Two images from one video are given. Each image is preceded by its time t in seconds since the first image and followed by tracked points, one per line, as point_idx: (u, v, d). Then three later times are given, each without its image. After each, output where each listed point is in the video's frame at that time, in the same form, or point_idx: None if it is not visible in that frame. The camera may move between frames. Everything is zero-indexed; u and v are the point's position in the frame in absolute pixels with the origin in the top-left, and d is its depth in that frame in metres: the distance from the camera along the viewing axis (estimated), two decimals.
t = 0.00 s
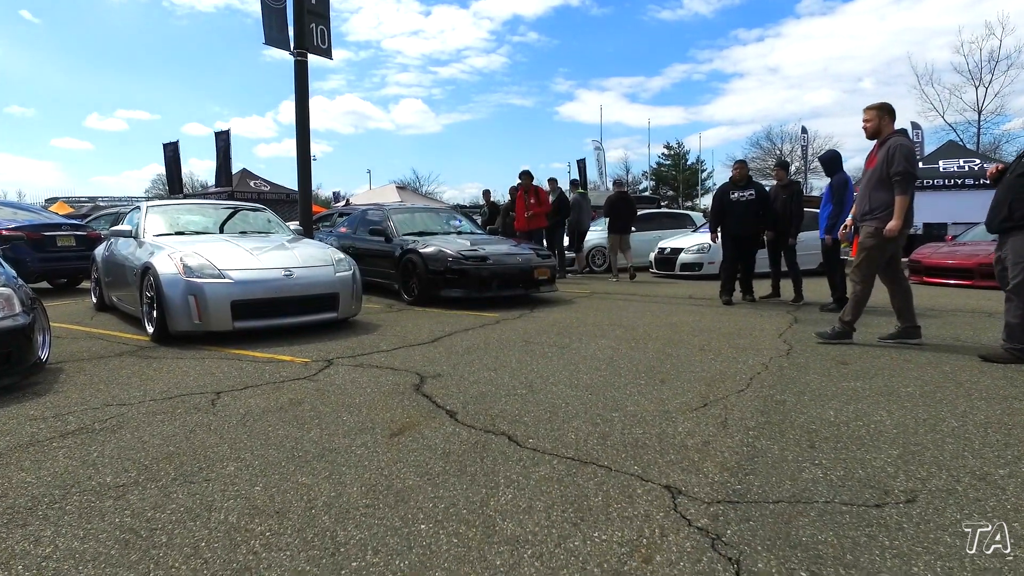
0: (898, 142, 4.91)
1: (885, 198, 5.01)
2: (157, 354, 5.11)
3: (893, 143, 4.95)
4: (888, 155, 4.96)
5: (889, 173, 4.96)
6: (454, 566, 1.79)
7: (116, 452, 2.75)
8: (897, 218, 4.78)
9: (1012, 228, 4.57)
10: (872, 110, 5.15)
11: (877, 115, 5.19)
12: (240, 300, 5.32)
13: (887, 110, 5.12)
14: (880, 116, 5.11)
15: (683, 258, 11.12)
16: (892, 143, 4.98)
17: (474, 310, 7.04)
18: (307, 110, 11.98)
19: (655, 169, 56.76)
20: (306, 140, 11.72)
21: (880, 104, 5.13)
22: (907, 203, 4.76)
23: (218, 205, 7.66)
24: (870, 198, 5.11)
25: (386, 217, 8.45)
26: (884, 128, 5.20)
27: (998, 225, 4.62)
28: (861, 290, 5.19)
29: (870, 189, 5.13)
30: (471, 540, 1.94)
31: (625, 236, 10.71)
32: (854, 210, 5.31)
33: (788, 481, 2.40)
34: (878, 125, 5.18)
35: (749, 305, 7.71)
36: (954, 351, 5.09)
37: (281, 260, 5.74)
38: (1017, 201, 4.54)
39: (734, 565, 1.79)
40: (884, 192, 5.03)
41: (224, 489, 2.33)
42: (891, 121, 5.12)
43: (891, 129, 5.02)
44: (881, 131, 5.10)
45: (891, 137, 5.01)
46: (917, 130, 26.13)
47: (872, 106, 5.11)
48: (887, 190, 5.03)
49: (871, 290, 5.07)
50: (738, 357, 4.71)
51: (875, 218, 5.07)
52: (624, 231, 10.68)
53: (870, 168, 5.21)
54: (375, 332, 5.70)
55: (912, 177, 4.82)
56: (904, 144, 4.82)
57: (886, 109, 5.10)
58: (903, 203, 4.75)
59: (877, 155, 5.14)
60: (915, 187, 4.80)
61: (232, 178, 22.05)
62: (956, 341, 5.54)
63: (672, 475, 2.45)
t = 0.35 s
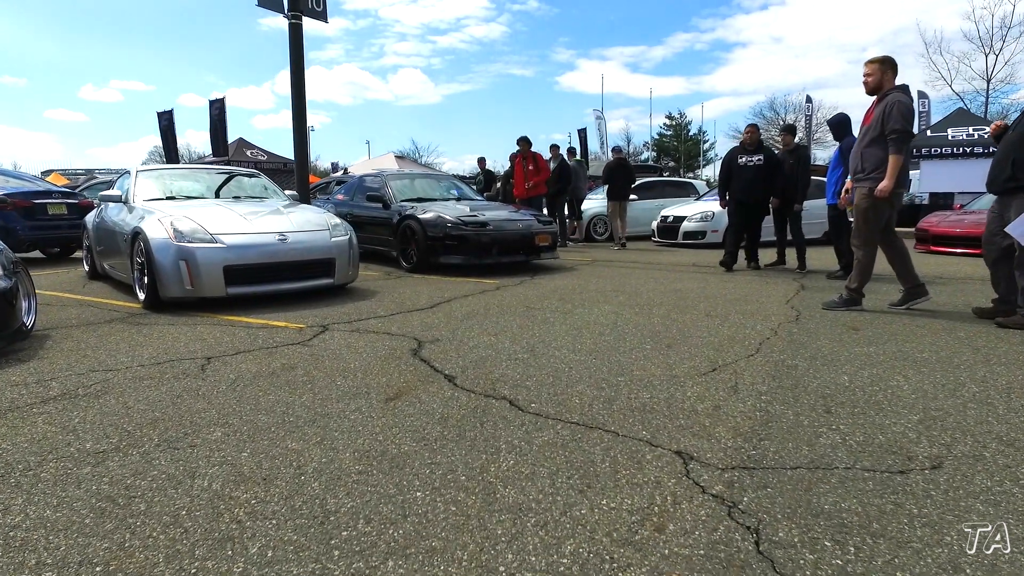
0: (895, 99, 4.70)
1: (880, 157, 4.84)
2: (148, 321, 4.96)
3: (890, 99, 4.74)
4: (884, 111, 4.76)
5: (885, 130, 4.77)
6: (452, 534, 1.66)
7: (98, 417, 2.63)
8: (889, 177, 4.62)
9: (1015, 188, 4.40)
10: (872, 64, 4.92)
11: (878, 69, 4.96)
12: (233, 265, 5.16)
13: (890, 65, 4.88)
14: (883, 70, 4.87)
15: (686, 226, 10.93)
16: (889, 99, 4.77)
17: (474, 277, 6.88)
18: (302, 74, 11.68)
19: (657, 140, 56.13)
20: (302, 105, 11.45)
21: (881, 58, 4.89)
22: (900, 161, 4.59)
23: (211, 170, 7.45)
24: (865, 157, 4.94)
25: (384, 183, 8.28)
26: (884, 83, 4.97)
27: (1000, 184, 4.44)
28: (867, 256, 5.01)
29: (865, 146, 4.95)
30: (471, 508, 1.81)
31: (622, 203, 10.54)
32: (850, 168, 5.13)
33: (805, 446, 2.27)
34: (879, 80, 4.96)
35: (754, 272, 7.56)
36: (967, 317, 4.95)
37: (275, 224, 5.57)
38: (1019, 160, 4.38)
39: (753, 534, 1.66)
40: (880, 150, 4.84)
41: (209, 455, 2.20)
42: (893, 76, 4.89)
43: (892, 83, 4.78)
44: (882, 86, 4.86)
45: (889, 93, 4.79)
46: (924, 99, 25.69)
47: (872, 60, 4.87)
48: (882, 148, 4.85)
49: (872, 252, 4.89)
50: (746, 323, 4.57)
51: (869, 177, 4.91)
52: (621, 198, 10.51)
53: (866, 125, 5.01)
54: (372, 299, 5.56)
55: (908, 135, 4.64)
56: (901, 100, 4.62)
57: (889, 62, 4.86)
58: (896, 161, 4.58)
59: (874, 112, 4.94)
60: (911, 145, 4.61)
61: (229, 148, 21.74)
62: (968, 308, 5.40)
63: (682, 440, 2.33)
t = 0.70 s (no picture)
0: (896, 50, 4.48)
1: (879, 112, 4.65)
2: (138, 284, 4.81)
3: (891, 51, 4.52)
4: (884, 64, 4.55)
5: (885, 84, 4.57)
6: (452, 503, 1.53)
7: (80, 379, 2.49)
8: (885, 132, 4.44)
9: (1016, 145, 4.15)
10: (874, 13, 4.68)
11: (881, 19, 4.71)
12: (225, 227, 4.99)
13: (895, 14, 4.63)
14: (887, 19, 4.61)
15: (690, 190, 10.72)
16: (890, 51, 4.55)
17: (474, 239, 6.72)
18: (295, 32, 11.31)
19: (659, 105, 55.33)
20: (296, 65, 11.13)
21: (884, 6, 4.64)
22: (899, 115, 4.40)
23: (202, 130, 7.21)
24: (864, 112, 4.75)
25: (380, 144, 8.07)
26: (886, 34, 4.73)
27: (1000, 142, 4.20)
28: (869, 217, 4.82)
29: (865, 102, 4.75)
30: (471, 475, 1.68)
31: (622, 167, 10.31)
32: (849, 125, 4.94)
33: (826, 410, 2.14)
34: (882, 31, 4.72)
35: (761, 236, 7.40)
36: (983, 279, 4.80)
37: (268, 184, 5.39)
38: (1018, 117, 4.13)
39: (777, 503, 1.53)
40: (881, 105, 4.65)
41: (194, 419, 2.07)
42: (897, 25, 4.64)
43: (893, 34, 4.56)
44: (884, 37, 4.63)
45: (891, 44, 4.57)
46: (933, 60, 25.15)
47: (875, 9, 4.63)
48: (883, 103, 4.65)
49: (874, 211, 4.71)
50: (756, 285, 4.42)
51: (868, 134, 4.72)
52: (621, 160, 10.28)
53: (867, 79, 4.80)
54: (370, 261, 5.41)
55: (908, 87, 4.44)
56: (901, 51, 4.42)
57: (894, 11, 4.61)
58: (893, 115, 4.41)
59: (875, 65, 4.73)
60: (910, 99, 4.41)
61: (223, 112, 21.32)
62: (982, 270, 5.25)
63: (696, 403, 2.20)
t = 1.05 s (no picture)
0: (901, 7, 4.30)
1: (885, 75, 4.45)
2: (129, 253, 4.67)
3: (897, 9, 4.33)
4: (890, 23, 4.37)
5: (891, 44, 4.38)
6: (454, 486, 1.41)
7: (61, 351, 2.36)
8: (893, 94, 4.23)
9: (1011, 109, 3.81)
10: None
11: None
12: (218, 195, 4.83)
13: None
14: None
15: (695, 159, 10.51)
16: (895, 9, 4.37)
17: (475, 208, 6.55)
18: None
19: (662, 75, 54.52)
20: (291, 31, 10.83)
21: None
22: (906, 75, 4.21)
23: (194, 96, 6.99)
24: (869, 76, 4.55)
25: (378, 111, 7.86)
26: None
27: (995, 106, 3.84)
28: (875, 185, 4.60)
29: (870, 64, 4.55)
30: (475, 454, 1.56)
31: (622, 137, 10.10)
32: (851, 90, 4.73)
33: (850, 384, 2.01)
34: None
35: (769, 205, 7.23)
36: (1000, 247, 4.64)
37: (262, 151, 5.22)
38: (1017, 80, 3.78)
39: (807, 485, 1.41)
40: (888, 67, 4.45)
41: (179, 393, 1.95)
42: None
43: None
44: None
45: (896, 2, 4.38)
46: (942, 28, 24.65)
47: None
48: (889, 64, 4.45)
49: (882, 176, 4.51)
50: (767, 255, 4.27)
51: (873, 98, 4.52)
52: (622, 130, 10.07)
53: (870, 40, 4.61)
54: (368, 230, 5.26)
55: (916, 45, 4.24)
56: (907, 8, 4.23)
57: None
58: (902, 75, 4.20)
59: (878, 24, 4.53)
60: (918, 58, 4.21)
61: (219, 81, 20.93)
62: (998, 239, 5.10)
63: (711, 376, 2.08)
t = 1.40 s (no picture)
0: None
1: (893, 35, 4.18)
2: (118, 222, 4.50)
3: None
4: None
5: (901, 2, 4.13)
6: (457, 474, 1.27)
7: (38, 324, 2.22)
8: (909, 52, 3.97)
9: (1008, 64, 3.50)
10: None
11: None
12: (209, 162, 4.64)
13: None
14: None
15: (701, 127, 10.24)
16: None
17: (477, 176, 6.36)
18: None
19: (666, 44, 53.58)
20: None
21: None
22: (922, 33, 3.96)
23: (186, 60, 6.74)
24: (873, 37, 4.25)
25: (378, 77, 7.62)
26: None
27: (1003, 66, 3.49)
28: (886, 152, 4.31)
29: (874, 24, 4.25)
30: (480, 438, 1.42)
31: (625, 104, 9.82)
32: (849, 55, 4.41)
33: (883, 360, 1.86)
34: None
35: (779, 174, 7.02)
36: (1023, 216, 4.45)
37: (256, 116, 5.01)
38: None
39: (847, 474, 1.27)
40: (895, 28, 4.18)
41: (159, 370, 1.81)
42: None
43: None
44: None
45: None
46: None
47: None
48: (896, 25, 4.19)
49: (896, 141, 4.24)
50: (780, 224, 4.09)
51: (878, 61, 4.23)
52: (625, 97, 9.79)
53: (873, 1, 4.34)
54: (366, 198, 5.09)
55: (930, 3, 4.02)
56: None
57: None
58: (919, 32, 3.95)
59: None
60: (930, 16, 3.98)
61: (215, 49, 20.50)
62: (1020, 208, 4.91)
63: (733, 351, 1.93)
